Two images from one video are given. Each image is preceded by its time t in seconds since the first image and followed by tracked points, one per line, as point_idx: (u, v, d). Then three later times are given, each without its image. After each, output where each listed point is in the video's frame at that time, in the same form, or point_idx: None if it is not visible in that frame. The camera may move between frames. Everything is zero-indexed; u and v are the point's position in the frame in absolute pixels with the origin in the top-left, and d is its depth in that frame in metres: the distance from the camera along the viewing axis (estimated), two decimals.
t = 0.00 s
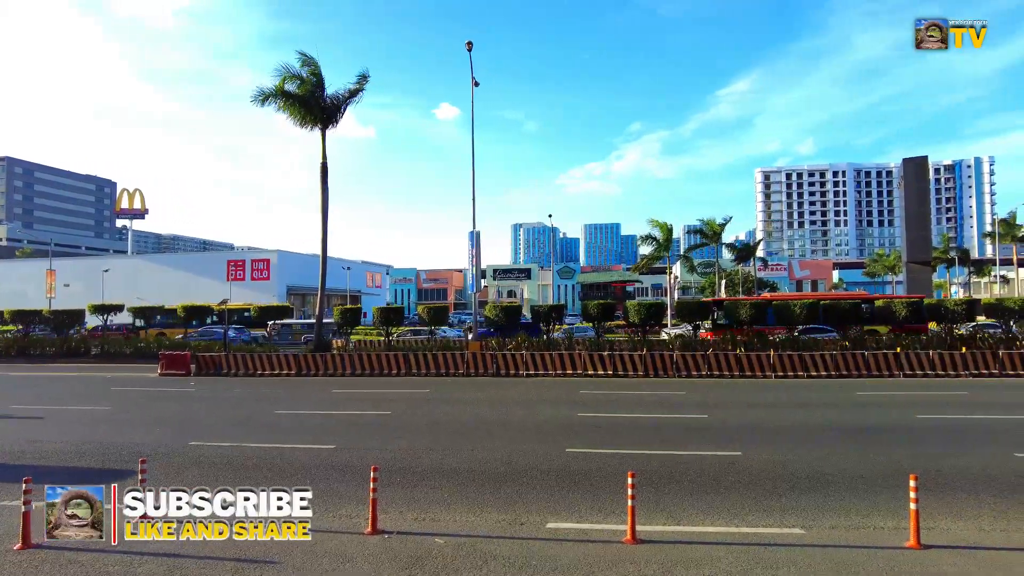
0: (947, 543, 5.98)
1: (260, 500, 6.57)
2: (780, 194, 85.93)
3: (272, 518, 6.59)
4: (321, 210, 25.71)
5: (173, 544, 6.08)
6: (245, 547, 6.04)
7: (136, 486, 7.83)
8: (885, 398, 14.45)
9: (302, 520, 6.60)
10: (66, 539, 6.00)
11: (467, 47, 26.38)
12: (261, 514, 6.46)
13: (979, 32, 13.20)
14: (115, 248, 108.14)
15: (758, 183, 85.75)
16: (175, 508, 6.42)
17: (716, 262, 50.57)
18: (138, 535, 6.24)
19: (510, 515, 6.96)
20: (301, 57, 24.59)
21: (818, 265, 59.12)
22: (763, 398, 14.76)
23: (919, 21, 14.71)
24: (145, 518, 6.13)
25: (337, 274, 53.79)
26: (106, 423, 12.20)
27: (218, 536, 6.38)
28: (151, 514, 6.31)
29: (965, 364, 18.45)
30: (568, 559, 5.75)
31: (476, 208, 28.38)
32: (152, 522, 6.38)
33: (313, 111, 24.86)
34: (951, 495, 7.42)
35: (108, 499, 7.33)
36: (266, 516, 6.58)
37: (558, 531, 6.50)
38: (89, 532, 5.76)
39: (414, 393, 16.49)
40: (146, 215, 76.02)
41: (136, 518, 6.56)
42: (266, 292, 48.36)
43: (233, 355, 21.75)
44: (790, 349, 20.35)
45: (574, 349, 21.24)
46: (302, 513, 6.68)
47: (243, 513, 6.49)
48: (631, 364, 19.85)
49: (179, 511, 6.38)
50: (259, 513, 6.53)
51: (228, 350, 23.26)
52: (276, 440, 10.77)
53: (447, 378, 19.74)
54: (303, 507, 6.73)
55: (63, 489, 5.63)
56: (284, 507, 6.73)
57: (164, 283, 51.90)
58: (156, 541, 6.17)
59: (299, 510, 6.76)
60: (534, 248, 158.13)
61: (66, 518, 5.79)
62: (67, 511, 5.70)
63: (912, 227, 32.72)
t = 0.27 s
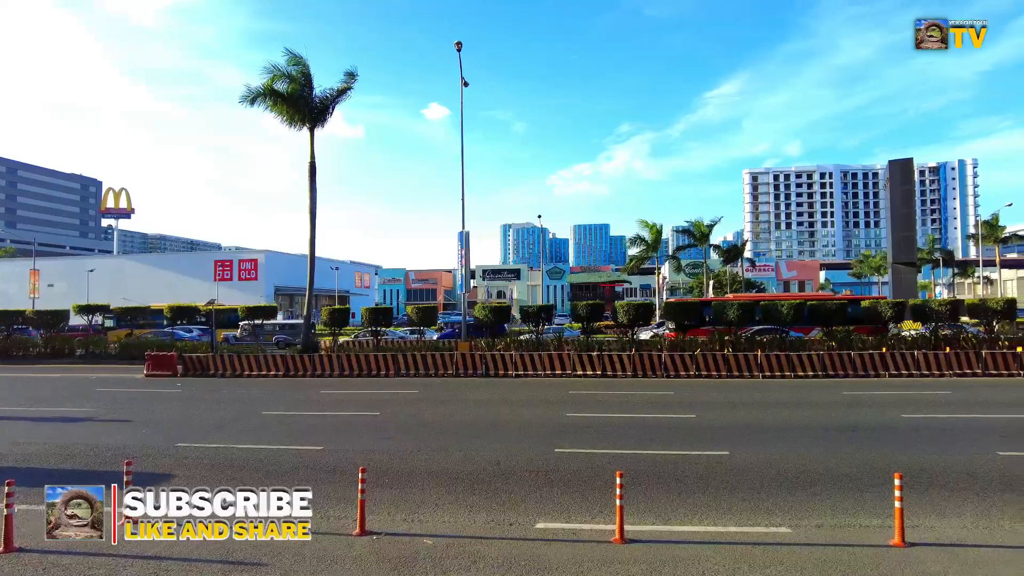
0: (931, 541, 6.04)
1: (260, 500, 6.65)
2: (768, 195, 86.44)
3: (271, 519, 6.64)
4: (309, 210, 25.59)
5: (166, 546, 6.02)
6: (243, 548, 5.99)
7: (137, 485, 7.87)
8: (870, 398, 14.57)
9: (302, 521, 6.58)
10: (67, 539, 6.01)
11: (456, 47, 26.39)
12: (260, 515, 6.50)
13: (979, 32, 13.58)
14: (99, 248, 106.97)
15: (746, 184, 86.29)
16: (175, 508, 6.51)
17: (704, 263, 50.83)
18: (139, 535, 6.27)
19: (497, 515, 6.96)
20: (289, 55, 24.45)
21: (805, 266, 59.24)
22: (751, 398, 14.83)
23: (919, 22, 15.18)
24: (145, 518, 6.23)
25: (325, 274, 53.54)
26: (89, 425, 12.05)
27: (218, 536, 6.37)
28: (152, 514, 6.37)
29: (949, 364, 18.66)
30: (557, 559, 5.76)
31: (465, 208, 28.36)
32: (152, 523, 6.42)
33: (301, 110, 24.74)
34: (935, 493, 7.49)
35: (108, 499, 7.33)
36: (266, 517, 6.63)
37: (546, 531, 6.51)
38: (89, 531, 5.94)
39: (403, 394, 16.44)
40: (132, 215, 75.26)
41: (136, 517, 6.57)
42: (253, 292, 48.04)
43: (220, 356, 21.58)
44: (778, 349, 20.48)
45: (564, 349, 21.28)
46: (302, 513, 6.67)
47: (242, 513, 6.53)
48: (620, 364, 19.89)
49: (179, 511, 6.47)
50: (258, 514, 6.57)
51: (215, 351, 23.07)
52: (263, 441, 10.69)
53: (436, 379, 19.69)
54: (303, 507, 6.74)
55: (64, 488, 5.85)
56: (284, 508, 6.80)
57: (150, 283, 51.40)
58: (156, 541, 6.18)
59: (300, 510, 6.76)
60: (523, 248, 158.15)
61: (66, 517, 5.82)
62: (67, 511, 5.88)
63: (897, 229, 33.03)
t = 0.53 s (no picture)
0: (909, 538, 6.14)
1: (260, 501, 6.84)
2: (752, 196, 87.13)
3: (271, 518, 6.72)
4: (293, 210, 25.43)
5: (160, 546, 6.05)
6: (241, 549, 6.01)
7: (136, 485, 7.93)
8: (851, 397, 14.74)
9: (302, 521, 6.62)
10: (68, 539, 6.05)
11: (442, 47, 26.36)
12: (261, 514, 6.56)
13: (979, 32, 13.54)
14: (78, 248, 105.46)
15: (729, 186, 86.95)
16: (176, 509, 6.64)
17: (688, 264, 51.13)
18: (139, 535, 6.31)
19: (482, 516, 6.97)
20: (273, 53, 24.27)
21: (788, 266, 59.71)
22: (734, 398, 14.95)
23: (919, 22, 15.06)
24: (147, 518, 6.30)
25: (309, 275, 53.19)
26: (68, 428, 11.87)
27: (218, 536, 6.41)
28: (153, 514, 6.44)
29: (929, 363, 18.93)
30: (542, 558, 5.79)
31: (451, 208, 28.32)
32: (152, 523, 6.48)
33: (285, 109, 24.58)
34: (913, 491, 7.61)
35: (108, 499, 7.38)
36: (266, 516, 6.70)
37: (531, 531, 6.53)
38: (88, 532, 5.87)
39: (388, 395, 16.38)
40: (112, 215, 74.26)
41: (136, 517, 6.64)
42: (236, 293, 47.60)
43: (203, 357, 21.36)
44: (761, 349, 20.66)
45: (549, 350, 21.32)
46: (302, 514, 6.73)
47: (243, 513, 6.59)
48: (605, 365, 19.95)
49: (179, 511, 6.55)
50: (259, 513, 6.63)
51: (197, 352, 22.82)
52: (246, 443, 10.60)
53: (421, 380, 19.63)
54: (303, 507, 6.83)
55: (63, 489, 5.82)
56: (284, 507, 6.91)
57: (131, 283, 50.75)
58: (157, 541, 6.21)
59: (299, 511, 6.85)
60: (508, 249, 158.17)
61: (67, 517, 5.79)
62: (67, 511, 5.85)
63: (878, 231, 33.43)
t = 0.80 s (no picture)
0: (887, 536, 6.23)
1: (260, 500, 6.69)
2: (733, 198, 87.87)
3: (271, 518, 6.67)
4: (275, 210, 25.27)
5: (154, 547, 6.04)
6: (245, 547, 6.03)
7: (134, 486, 7.99)
8: (830, 397, 14.93)
9: (302, 521, 6.64)
10: (67, 542, 6.04)
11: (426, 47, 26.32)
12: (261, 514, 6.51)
13: (981, 32, 12.98)
14: (55, 247, 103.84)
15: (711, 188, 87.67)
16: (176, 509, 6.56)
17: (671, 265, 51.47)
18: (139, 536, 6.28)
19: (466, 517, 6.97)
20: (253, 52, 24.10)
21: (769, 267, 60.22)
22: (716, 398, 15.09)
23: (919, 21, 14.20)
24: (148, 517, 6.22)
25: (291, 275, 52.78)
26: (46, 430, 11.68)
27: (218, 536, 6.40)
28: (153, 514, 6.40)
29: (906, 363, 19.22)
30: (525, 559, 5.81)
31: (434, 208, 28.27)
32: (152, 523, 6.45)
33: (267, 108, 24.40)
34: (891, 489, 7.73)
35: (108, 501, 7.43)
36: (266, 516, 6.65)
37: (513, 532, 6.54)
38: (89, 532, 5.78)
39: (371, 396, 16.31)
40: (90, 214, 73.14)
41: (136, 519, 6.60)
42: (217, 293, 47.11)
43: (183, 358, 21.12)
44: (742, 350, 20.87)
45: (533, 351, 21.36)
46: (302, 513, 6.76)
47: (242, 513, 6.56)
48: (588, 365, 20.03)
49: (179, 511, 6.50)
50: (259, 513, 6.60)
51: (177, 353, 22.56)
52: (228, 445, 10.50)
53: (404, 381, 19.56)
54: (303, 507, 6.77)
55: (62, 488, 5.63)
56: (285, 507, 6.80)
57: (109, 284, 50.03)
58: (157, 542, 6.20)
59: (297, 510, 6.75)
60: (492, 250, 158.13)
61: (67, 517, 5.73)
62: (67, 511, 5.72)
63: (857, 233, 33.87)
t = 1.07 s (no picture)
0: (868, 534, 6.31)
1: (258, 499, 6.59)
2: (717, 200, 88.51)
3: (271, 518, 6.62)
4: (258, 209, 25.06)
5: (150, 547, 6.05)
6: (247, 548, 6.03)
7: (135, 485, 8.03)
8: (811, 397, 15.11)
9: (303, 520, 6.53)
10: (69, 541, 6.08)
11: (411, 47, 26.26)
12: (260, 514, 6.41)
13: (982, 32, 12.48)
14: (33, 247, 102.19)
15: (695, 190, 88.33)
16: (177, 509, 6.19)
17: (655, 266, 51.72)
18: (139, 535, 6.27)
19: (451, 518, 6.97)
20: (236, 50, 23.90)
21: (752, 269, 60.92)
22: (699, 398, 15.19)
23: (918, 20, 13.38)
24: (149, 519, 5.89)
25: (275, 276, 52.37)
26: (24, 433, 11.49)
27: (219, 536, 6.35)
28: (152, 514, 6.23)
29: (886, 363, 19.47)
30: (510, 559, 5.82)
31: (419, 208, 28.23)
32: (153, 523, 6.41)
33: (250, 107, 24.21)
34: (870, 488, 7.84)
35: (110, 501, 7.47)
36: (266, 516, 6.62)
37: (497, 533, 6.53)
38: (89, 531, 5.70)
39: (355, 397, 16.24)
40: (69, 213, 72.16)
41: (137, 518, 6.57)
42: (199, 293, 46.63)
43: (164, 359, 20.88)
44: (725, 350, 21.03)
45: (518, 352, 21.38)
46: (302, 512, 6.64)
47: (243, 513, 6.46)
48: (573, 366, 20.07)
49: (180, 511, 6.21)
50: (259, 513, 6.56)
51: (158, 355, 22.29)
52: (209, 447, 10.40)
53: (389, 382, 19.49)
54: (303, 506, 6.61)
55: (62, 488, 5.59)
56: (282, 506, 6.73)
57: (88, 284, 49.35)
58: (157, 542, 6.19)
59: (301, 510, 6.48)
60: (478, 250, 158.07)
61: (67, 518, 5.61)
62: (67, 511, 5.68)
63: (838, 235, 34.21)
